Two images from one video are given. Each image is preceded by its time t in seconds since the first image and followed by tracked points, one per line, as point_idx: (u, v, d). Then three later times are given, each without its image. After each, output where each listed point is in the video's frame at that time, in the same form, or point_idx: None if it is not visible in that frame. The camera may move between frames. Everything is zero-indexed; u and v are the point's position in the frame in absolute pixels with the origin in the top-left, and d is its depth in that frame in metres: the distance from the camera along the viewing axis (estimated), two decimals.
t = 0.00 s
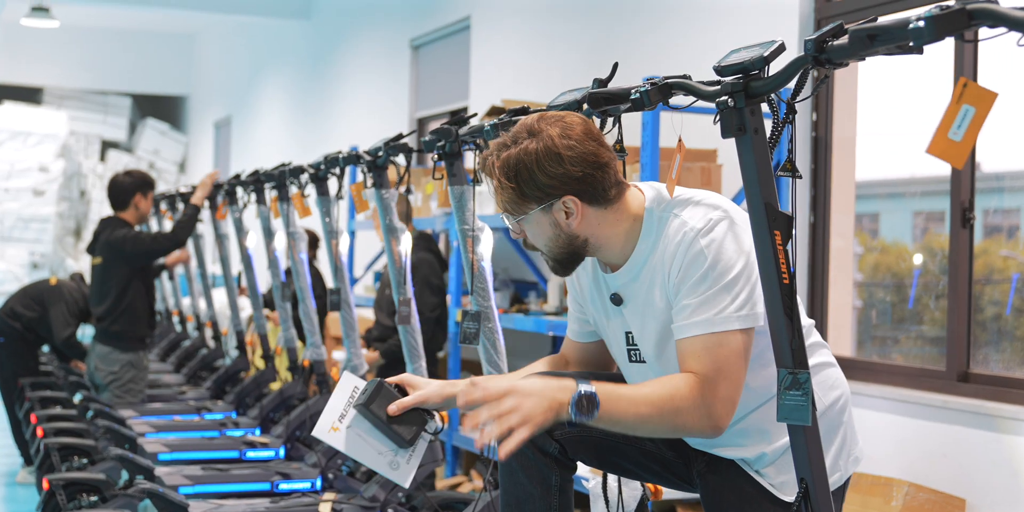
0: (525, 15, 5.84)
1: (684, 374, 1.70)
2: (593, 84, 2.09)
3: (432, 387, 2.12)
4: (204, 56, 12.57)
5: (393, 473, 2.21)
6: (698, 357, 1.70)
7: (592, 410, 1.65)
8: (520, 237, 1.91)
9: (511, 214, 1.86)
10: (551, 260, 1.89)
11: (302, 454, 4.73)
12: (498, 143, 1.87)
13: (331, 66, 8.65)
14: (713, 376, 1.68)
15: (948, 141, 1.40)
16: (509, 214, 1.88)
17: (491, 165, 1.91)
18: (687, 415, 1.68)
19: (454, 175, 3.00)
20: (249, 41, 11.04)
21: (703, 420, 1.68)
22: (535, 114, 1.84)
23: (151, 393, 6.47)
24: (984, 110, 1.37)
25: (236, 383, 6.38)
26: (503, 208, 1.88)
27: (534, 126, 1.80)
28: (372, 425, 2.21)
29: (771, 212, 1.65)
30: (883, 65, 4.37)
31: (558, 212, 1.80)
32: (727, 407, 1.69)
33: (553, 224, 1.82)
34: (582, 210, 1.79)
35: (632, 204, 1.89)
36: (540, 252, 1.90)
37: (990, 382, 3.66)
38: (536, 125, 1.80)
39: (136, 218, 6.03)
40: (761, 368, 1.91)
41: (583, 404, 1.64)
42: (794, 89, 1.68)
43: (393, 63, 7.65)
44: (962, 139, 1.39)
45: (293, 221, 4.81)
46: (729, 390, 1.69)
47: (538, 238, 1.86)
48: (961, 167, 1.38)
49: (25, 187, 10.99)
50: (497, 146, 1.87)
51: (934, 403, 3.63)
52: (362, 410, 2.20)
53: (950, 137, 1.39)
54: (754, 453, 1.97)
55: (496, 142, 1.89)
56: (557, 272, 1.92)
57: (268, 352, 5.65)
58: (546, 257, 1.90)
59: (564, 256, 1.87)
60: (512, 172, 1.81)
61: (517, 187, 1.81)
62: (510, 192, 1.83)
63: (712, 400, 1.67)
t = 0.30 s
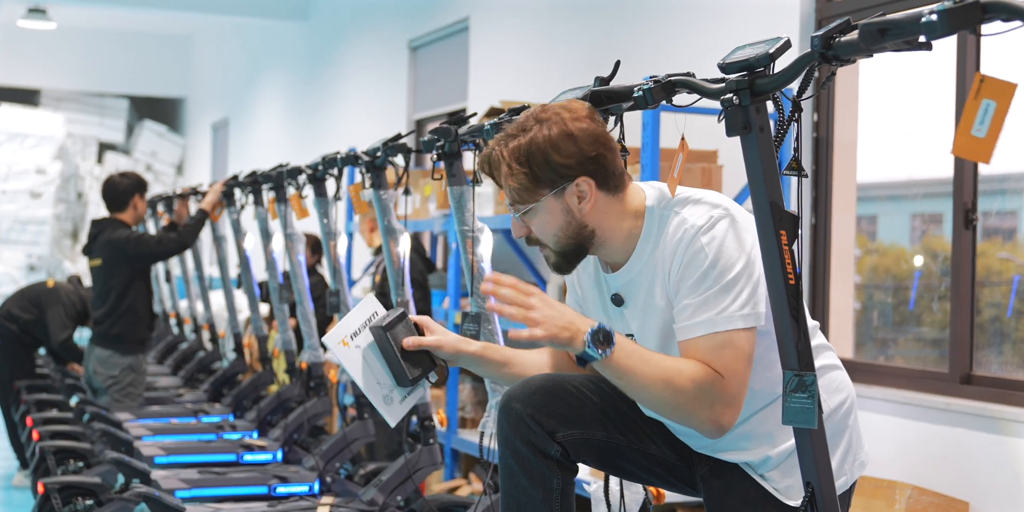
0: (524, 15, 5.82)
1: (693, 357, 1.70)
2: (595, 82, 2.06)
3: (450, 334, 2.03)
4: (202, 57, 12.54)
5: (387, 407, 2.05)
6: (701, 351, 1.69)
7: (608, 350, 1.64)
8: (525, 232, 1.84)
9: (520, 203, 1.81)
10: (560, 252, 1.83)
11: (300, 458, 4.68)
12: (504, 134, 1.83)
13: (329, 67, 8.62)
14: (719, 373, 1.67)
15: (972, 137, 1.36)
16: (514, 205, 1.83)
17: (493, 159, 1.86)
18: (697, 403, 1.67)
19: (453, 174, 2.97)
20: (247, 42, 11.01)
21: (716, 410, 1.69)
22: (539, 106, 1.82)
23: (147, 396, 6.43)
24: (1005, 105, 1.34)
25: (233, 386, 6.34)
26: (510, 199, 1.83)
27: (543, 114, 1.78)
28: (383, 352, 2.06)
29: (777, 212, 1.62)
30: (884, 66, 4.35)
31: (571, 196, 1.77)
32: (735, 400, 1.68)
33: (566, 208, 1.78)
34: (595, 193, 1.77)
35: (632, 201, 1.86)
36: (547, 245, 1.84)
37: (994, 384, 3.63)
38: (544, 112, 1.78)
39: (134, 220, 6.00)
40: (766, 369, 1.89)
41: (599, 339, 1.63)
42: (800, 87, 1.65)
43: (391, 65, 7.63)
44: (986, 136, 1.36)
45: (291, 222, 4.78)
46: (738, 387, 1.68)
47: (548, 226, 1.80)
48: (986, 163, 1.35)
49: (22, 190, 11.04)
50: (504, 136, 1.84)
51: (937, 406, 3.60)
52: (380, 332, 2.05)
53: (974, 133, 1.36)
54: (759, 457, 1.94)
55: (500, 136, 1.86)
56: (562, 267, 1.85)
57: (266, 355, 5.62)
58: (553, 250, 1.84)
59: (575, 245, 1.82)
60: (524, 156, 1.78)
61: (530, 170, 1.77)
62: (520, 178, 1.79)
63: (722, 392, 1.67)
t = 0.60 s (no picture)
0: (519, 16, 5.79)
1: (698, 366, 1.63)
2: (594, 81, 2.03)
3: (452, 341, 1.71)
4: (196, 58, 12.49)
5: (403, 428, 2.10)
6: (713, 351, 1.66)
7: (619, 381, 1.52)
8: (568, 191, 1.80)
9: (570, 153, 1.83)
10: (606, 208, 1.82)
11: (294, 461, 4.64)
12: (522, 111, 1.91)
13: (324, 68, 8.58)
14: (725, 371, 1.63)
15: (973, 134, 1.37)
16: (556, 162, 1.82)
17: (515, 133, 1.89)
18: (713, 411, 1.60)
19: (450, 175, 2.94)
20: (241, 43, 10.97)
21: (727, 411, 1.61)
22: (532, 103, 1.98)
23: (140, 399, 6.39)
24: (1011, 103, 1.34)
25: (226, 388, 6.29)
26: (554, 155, 1.83)
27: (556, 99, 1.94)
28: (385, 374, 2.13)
29: (780, 212, 1.60)
30: (881, 66, 4.33)
31: (607, 157, 1.89)
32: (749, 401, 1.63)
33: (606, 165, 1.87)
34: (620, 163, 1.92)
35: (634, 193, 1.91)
36: (592, 203, 1.81)
37: (993, 386, 3.61)
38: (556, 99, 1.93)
39: (127, 222, 5.96)
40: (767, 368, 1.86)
41: (609, 372, 1.51)
42: (803, 85, 1.63)
43: (386, 65, 7.59)
44: (989, 133, 1.36)
45: (285, 223, 4.74)
46: (748, 385, 1.63)
47: (596, 179, 1.83)
48: (985, 160, 1.36)
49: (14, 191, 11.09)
50: (520, 114, 1.91)
51: (936, 408, 3.59)
52: (380, 358, 2.12)
53: (976, 130, 1.37)
54: (759, 459, 1.92)
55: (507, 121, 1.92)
56: (604, 229, 1.81)
57: (260, 357, 5.58)
58: (600, 208, 1.82)
59: (615, 205, 1.84)
60: (566, 116, 1.88)
61: (582, 122, 1.87)
62: (568, 131, 1.86)
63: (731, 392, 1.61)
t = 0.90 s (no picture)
0: (514, 16, 5.76)
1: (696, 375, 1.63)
2: (591, 80, 2.01)
3: (416, 371, 2.06)
4: (188, 59, 12.43)
5: (372, 459, 1.89)
6: (716, 348, 1.64)
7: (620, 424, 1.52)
8: (574, 183, 1.80)
9: (575, 144, 1.83)
10: (611, 202, 1.83)
11: (287, 464, 4.59)
12: (525, 102, 1.90)
13: (317, 68, 8.54)
14: (725, 373, 1.61)
15: (981, 135, 1.35)
16: (561, 153, 1.82)
17: (517, 124, 1.89)
18: (712, 420, 1.59)
19: (445, 176, 2.91)
20: (234, 43, 10.92)
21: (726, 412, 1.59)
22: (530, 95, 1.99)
23: (131, 401, 6.34)
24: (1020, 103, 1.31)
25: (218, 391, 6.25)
26: (559, 146, 1.83)
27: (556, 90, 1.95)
28: (352, 405, 1.93)
29: (781, 214, 1.57)
30: (877, 66, 4.31)
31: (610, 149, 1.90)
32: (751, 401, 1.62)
33: (610, 158, 1.87)
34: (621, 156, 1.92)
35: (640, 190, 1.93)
36: (597, 195, 1.82)
37: (991, 388, 3.61)
38: (559, 92, 1.93)
39: (118, 223, 5.93)
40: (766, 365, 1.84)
41: (610, 417, 1.51)
42: (805, 85, 1.60)
43: (379, 65, 7.56)
44: (998, 133, 1.34)
45: (278, 224, 4.71)
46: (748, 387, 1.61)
47: (601, 171, 1.83)
48: (994, 162, 1.33)
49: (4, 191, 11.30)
50: (522, 106, 1.91)
51: (934, 410, 3.57)
52: (345, 388, 1.92)
53: (984, 132, 1.35)
54: (757, 459, 1.90)
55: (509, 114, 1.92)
56: (609, 222, 1.82)
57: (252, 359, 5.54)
58: (605, 201, 1.82)
59: (619, 199, 1.85)
60: (570, 106, 1.88)
61: (586, 114, 1.88)
62: (572, 122, 1.86)
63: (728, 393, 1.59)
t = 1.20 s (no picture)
0: (509, 15, 5.74)
1: (701, 378, 1.65)
2: (590, 81, 1.98)
3: (398, 385, 2.03)
4: (182, 60, 12.38)
5: (361, 482, 1.94)
6: (728, 350, 1.66)
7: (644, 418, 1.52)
8: (582, 190, 1.79)
9: (581, 150, 1.80)
10: (618, 207, 1.82)
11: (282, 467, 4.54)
12: (525, 106, 1.86)
13: (311, 69, 8.50)
14: (743, 366, 1.63)
15: (922, 108, 1.30)
16: (569, 160, 1.80)
17: (519, 130, 1.85)
18: (736, 415, 1.59)
19: (441, 178, 2.88)
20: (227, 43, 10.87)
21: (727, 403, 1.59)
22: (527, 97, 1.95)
23: (124, 404, 6.29)
24: (973, 104, 1.26)
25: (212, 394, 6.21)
26: (565, 152, 1.80)
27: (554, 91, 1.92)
28: (334, 426, 1.94)
29: (783, 216, 1.55)
30: (874, 65, 4.28)
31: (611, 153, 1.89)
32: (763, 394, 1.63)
33: (613, 163, 1.87)
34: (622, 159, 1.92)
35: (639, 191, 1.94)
36: (605, 202, 1.81)
37: (989, 389, 3.59)
38: (556, 93, 1.90)
39: (110, 225, 5.89)
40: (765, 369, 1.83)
41: (638, 413, 1.51)
42: (808, 85, 1.57)
43: (374, 65, 7.52)
44: (935, 113, 1.29)
45: (272, 226, 4.67)
46: (755, 381, 1.61)
47: (606, 177, 1.82)
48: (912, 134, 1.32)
49: None
50: (521, 110, 1.86)
51: (932, 412, 3.55)
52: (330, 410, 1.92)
53: (926, 106, 1.30)
54: (758, 461, 1.92)
55: (509, 118, 1.88)
56: (618, 227, 1.81)
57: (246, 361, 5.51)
58: (613, 206, 1.82)
59: (625, 204, 1.84)
60: (572, 111, 1.85)
61: (588, 117, 1.86)
62: (576, 126, 1.84)
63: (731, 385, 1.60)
